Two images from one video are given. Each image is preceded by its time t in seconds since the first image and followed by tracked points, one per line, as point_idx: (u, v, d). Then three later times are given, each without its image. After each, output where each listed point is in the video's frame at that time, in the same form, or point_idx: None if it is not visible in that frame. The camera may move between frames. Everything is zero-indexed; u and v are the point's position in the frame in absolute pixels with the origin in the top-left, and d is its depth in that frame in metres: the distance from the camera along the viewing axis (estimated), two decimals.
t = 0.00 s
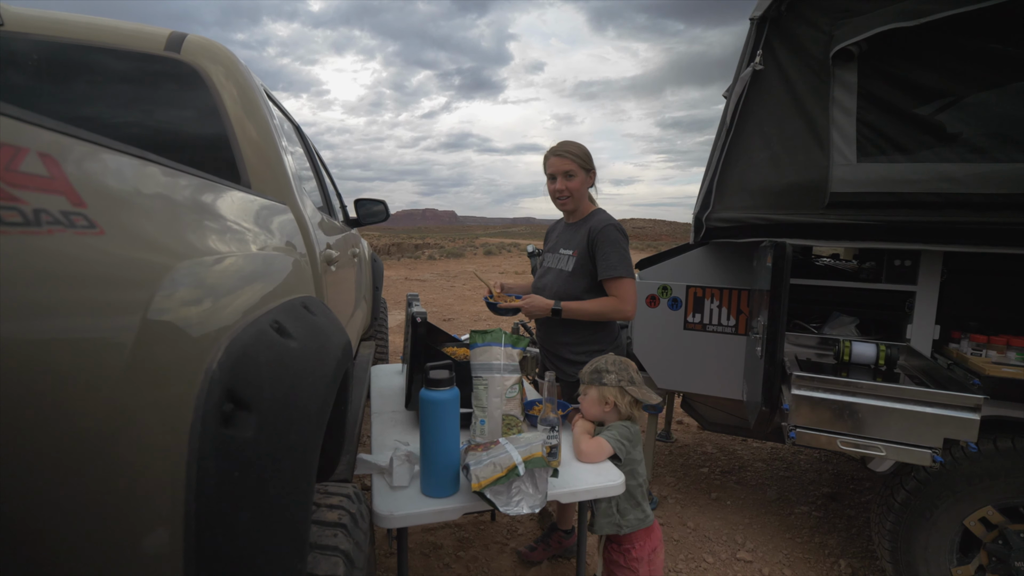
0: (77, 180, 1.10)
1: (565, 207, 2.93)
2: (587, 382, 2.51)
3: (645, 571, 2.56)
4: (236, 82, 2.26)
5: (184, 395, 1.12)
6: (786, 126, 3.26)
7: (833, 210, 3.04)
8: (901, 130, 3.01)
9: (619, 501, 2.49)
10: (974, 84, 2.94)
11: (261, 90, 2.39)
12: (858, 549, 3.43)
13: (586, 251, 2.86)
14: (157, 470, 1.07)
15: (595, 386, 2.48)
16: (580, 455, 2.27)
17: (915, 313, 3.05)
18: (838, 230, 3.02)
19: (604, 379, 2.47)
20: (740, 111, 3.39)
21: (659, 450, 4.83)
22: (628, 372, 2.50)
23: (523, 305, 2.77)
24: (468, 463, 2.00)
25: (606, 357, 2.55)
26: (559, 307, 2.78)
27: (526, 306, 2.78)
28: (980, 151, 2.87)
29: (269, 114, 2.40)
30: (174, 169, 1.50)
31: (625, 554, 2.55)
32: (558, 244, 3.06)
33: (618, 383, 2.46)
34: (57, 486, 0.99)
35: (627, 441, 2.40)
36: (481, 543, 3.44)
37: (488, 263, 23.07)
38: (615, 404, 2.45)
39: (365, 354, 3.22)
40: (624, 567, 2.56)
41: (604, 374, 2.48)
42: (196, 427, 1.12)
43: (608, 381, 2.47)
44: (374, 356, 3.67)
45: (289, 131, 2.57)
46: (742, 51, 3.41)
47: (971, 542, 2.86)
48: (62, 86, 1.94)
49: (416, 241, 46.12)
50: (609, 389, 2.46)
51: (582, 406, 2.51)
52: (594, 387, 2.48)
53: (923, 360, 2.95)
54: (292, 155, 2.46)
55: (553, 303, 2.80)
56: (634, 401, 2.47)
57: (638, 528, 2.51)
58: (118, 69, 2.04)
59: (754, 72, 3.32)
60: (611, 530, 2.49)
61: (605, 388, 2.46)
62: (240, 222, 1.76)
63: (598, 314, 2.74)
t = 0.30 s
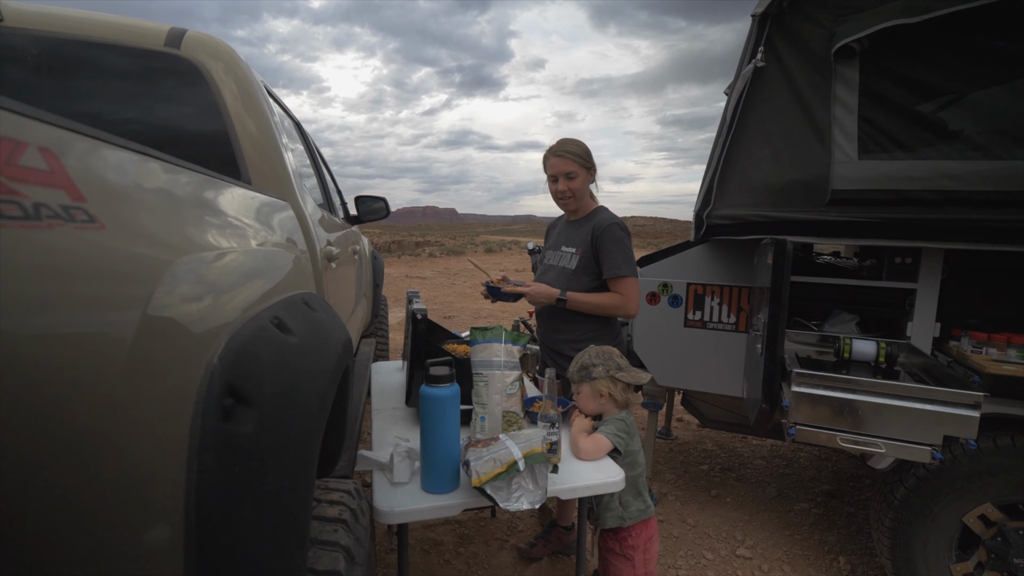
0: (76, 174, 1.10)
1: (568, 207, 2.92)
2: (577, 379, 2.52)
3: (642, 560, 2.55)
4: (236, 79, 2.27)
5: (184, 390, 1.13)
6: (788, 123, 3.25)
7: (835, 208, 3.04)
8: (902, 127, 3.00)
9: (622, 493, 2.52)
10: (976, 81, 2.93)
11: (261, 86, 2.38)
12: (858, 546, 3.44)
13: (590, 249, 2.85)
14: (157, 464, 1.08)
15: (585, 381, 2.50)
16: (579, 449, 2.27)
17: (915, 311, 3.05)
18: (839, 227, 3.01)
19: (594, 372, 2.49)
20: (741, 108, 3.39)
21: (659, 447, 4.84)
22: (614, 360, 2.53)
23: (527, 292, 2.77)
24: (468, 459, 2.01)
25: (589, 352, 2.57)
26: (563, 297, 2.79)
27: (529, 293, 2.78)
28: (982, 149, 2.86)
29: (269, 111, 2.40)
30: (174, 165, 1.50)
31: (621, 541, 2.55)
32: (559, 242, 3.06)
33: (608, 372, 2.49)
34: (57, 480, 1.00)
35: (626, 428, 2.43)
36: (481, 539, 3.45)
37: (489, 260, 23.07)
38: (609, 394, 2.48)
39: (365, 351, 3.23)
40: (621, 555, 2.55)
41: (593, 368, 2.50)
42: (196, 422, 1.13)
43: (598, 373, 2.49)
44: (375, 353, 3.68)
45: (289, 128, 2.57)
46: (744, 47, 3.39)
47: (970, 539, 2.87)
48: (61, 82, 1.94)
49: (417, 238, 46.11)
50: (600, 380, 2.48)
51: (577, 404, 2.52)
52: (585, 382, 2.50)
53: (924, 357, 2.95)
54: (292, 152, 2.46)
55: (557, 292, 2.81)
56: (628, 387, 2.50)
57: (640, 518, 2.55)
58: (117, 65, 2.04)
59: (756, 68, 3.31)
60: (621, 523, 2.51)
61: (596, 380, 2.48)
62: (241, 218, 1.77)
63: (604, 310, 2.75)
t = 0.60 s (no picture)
0: (73, 171, 1.10)
1: (562, 209, 2.94)
2: (574, 376, 2.53)
3: (643, 555, 2.56)
4: (234, 77, 2.26)
5: (182, 388, 1.13)
6: (785, 121, 3.26)
7: (832, 205, 3.04)
8: (899, 125, 3.01)
9: (625, 488, 2.52)
10: (973, 79, 2.94)
11: (259, 83, 2.38)
12: (855, 542, 3.45)
13: (591, 248, 2.86)
14: (154, 461, 1.08)
15: (582, 378, 2.51)
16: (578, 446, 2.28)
17: (912, 308, 3.06)
18: (837, 224, 3.01)
19: (590, 368, 2.49)
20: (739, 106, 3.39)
21: (658, 445, 4.84)
22: (609, 355, 2.53)
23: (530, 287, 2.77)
24: (467, 457, 2.02)
25: (583, 349, 2.58)
26: (566, 293, 2.79)
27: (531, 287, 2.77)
28: (979, 147, 2.88)
29: (267, 109, 2.40)
30: (173, 163, 1.50)
31: (623, 537, 2.55)
32: (559, 240, 3.06)
33: (604, 367, 2.49)
34: (54, 476, 1.00)
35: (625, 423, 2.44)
36: (480, 537, 3.45)
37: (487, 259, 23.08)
38: (606, 389, 2.49)
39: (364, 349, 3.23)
40: (623, 550, 2.56)
41: (589, 364, 2.51)
42: (193, 419, 1.13)
43: (594, 369, 2.49)
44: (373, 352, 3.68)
45: (288, 126, 2.57)
46: (742, 45, 3.40)
47: (968, 535, 2.88)
48: (57, 79, 1.94)
49: (415, 237, 46.08)
50: (597, 376, 2.49)
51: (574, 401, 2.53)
52: (582, 378, 2.51)
53: (922, 354, 2.96)
54: (290, 150, 2.46)
55: (561, 287, 2.81)
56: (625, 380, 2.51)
57: (644, 513, 2.56)
58: (114, 62, 2.04)
59: (753, 66, 3.31)
60: (626, 518, 2.52)
61: (593, 376, 2.49)
62: (239, 216, 1.77)
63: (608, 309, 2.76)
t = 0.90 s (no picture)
0: (69, 168, 1.10)
1: (558, 209, 2.95)
2: (571, 375, 2.54)
3: (641, 552, 2.57)
4: (232, 75, 2.26)
5: (179, 386, 1.13)
6: (783, 120, 3.26)
7: (829, 203, 3.04)
8: (897, 124, 3.02)
9: (624, 486, 2.51)
10: (970, 79, 2.94)
11: (257, 82, 2.37)
12: (853, 541, 3.45)
13: (590, 247, 2.86)
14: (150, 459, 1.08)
15: (579, 376, 2.52)
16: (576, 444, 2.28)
17: (909, 306, 3.06)
18: (835, 223, 3.02)
19: (587, 366, 2.50)
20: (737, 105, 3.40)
21: (656, 443, 4.85)
22: (607, 353, 2.54)
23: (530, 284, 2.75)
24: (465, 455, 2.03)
25: (580, 347, 2.59)
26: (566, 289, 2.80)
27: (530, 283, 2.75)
28: (976, 146, 2.88)
29: (265, 107, 2.39)
30: (170, 161, 1.50)
31: (620, 534, 2.56)
32: (558, 239, 3.06)
33: (601, 365, 2.50)
34: (50, 474, 1.00)
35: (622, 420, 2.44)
36: (478, 535, 3.45)
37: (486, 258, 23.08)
38: (604, 387, 2.50)
39: (363, 348, 3.23)
40: (620, 547, 2.56)
41: (586, 362, 2.52)
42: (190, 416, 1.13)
43: (591, 367, 2.50)
44: (372, 351, 3.68)
45: (286, 124, 2.56)
46: (740, 44, 3.40)
47: (964, 533, 2.89)
48: (54, 77, 1.94)
49: (414, 236, 46.06)
50: (594, 374, 2.50)
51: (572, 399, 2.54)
52: (579, 377, 2.52)
53: (919, 353, 2.96)
54: (288, 149, 2.45)
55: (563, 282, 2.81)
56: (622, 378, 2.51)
57: (643, 511, 2.55)
58: (111, 60, 2.04)
59: (752, 65, 3.31)
60: (626, 516, 2.51)
61: (590, 374, 2.49)
62: (237, 215, 1.78)
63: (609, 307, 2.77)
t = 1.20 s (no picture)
0: (67, 165, 1.10)
1: (559, 206, 2.93)
2: (579, 372, 2.53)
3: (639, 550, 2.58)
4: (231, 73, 2.25)
5: (177, 384, 1.14)
6: (782, 118, 3.26)
7: (827, 202, 3.04)
8: (895, 122, 3.02)
9: (622, 487, 2.52)
10: (969, 77, 2.94)
11: (255, 80, 2.37)
12: (851, 539, 3.46)
13: (588, 244, 2.85)
14: (147, 458, 1.08)
15: (588, 373, 2.51)
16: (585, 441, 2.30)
17: (908, 305, 3.06)
18: (833, 222, 3.02)
19: (598, 365, 2.50)
20: (736, 103, 3.39)
21: (655, 442, 4.85)
22: (618, 353, 2.54)
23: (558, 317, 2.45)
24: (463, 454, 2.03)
25: (590, 345, 2.58)
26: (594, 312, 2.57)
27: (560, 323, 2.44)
28: (975, 144, 2.88)
29: (263, 105, 2.38)
30: (168, 159, 1.50)
31: (619, 533, 2.56)
32: (554, 238, 3.06)
33: (611, 365, 2.50)
34: (48, 473, 1.00)
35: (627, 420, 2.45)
36: (477, 534, 3.46)
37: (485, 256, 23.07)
38: (611, 386, 2.50)
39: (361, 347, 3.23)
40: (618, 546, 2.57)
41: (596, 360, 2.51)
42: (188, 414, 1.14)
43: (602, 366, 2.50)
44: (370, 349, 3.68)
45: (284, 123, 2.55)
46: (739, 42, 3.39)
47: (962, 531, 2.89)
48: (51, 75, 1.94)
49: (413, 235, 46.05)
50: (603, 373, 2.50)
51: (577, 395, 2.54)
52: (588, 374, 2.51)
53: (917, 351, 2.96)
54: (286, 147, 2.44)
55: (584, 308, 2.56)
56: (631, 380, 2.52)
57: (639, 512, 2.56)
58: (108, 58, 2.04)
59: (751, 63, 3.31)
60: (622, 516, 2.52)
61: (599, 373, 2.49)
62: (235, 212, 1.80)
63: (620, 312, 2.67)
